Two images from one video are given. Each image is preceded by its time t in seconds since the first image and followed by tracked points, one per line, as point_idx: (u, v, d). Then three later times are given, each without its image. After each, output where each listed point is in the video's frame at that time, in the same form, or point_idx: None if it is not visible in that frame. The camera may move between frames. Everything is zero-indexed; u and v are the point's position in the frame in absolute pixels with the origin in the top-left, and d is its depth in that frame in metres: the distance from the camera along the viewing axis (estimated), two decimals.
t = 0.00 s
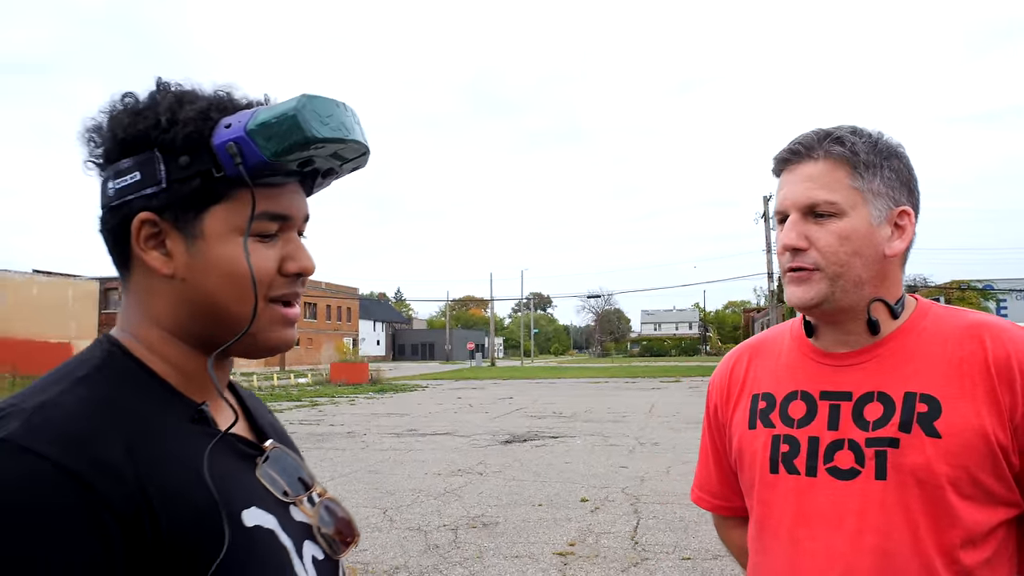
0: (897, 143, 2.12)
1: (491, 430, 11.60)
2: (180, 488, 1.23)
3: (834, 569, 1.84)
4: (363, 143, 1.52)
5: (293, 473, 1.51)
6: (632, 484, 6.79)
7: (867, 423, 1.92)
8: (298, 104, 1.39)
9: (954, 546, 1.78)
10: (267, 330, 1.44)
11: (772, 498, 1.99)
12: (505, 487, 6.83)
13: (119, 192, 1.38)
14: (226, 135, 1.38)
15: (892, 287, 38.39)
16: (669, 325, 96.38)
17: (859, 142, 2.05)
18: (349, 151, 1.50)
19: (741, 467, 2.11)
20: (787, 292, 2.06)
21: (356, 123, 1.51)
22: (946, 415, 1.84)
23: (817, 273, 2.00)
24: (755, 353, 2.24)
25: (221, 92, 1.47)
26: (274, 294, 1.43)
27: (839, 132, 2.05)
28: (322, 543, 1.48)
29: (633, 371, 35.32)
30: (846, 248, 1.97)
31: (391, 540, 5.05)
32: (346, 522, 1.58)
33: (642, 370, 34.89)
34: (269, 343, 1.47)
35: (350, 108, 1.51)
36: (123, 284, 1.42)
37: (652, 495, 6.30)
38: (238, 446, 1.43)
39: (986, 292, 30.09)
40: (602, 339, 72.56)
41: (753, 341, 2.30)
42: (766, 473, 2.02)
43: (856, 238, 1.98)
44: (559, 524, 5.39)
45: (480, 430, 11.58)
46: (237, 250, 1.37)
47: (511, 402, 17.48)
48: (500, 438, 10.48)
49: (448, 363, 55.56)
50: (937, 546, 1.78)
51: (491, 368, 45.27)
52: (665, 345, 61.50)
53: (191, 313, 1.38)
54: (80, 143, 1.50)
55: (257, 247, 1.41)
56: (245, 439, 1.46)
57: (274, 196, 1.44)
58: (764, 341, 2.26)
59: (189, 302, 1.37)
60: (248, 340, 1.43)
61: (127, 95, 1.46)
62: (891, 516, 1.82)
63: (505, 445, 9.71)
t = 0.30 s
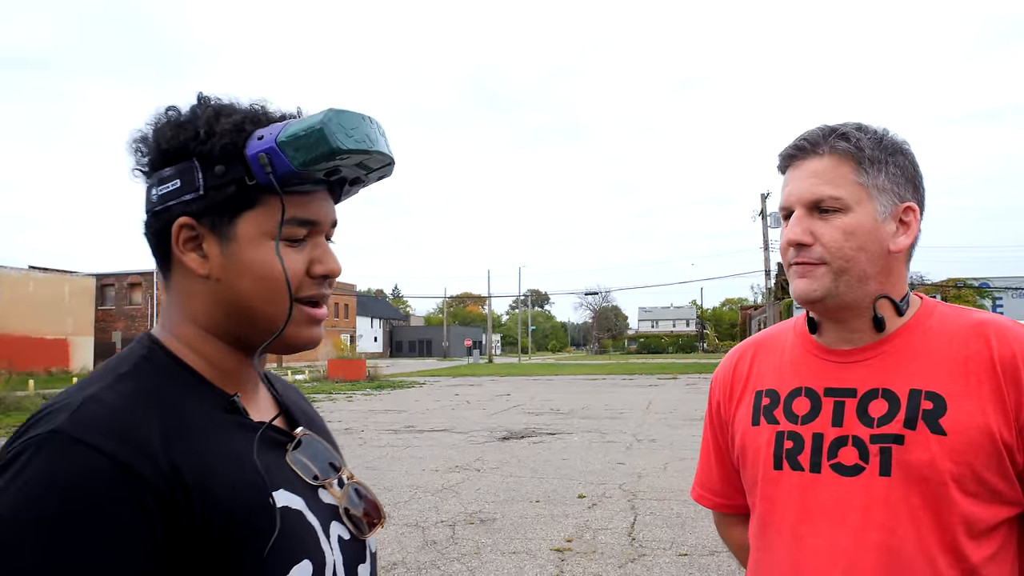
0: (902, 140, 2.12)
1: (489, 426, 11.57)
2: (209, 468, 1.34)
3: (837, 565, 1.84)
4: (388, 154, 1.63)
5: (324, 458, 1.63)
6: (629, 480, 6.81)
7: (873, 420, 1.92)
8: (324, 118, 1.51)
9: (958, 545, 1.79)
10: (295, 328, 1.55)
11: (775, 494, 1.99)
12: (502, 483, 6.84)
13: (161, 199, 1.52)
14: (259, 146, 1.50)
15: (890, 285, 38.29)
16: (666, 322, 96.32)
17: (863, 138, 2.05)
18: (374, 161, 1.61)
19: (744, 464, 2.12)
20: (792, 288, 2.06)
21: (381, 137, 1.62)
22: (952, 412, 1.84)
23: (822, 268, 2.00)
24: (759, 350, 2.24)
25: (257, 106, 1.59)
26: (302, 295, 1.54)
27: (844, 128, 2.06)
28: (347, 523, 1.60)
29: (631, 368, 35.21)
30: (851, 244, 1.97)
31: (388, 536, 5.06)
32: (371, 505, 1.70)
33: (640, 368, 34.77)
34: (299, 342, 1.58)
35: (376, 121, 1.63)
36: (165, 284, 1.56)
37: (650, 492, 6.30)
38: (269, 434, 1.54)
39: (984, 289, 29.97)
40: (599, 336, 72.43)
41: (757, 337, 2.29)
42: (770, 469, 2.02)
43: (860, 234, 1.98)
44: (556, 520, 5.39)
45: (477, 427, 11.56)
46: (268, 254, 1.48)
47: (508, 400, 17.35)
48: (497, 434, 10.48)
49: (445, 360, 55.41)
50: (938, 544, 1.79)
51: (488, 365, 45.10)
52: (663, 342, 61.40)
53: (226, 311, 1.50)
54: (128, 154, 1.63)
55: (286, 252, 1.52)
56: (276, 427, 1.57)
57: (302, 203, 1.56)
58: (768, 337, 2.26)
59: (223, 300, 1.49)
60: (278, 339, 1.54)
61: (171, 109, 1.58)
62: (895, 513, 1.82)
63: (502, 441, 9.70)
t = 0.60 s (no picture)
0: (914, 136, 2.10)
1: (497, 424, 11.59)
2: (224, 467, 1.41)
3: (849, 566, 1.83)
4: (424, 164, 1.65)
5: (361, 466, 1.67)
6: (637, 479, 6.79)
7: (886, 421, 1.91)
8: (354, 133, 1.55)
9: (973, 547, 1.78)
10: (336, 332, 1.61)
11: (788, 495, 1.99)
12: (510, 481, 6.85)
13: (217, 211, 1.63)
14: (297, 160, 1.57)
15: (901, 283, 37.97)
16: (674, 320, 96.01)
17: (873, 135, 2.03)
18: (411, 171, 1.64)
19: (757, 464, 2.11)
20: (804, 287, 2.05)
21: (417, 146, 1.64)
22: (967, 413, 1.83)
23: (833, 267, 1.98)
24: (772, 350, 2.23)
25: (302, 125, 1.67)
26: (342, 302, 1.59)
27: (852, 126, 2.04)
28: (377, 528, 1.60)
29: (638, 366, 35.06)
30: (861, 242, 1.96)
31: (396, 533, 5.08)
32: (406, 515, 1.69)
33: (647, 366, 34.63)
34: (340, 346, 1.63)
35: (413, 132, 1.64)
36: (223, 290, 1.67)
37: (658, 490, 6.29)
38: (305, 436, 1.58)
39: (995, 288, 29.66)
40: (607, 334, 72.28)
41: (771, 336, 2.28)
42: (783, 470, 2.01)
43: (870, 232, 1.96)
44: (564, 519, 5.39)
45: (485, 425, 11.57)
46: (307, 262, 1.55)
47: (516, 398, 17.33)
48: (505, 432, 10.48)
49: (452, 358, 55.41)
50: (952, 546, 1.78)
51: (495, 362, 45.06)
52: (670, 340, 61.20)
53: (271, 316, 1.58)
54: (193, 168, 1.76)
55: (326, 260, 1.57)
56: (315, 430, 1.61)
57: (343, 212, 1.61)
58: (781, 337, 2.25)
59: (268, 306, 1.58)
60: (321, 343, 1.62)
61: (227, 125, 1.68)
62: (909, 514, 1.81)
63: (510, 439, 9.70)
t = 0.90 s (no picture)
0: (910, 130, 2.08)
1: (498, 423, 11.59)
2: (225, 454, 1.43)
3: (850, 566, 1.82)
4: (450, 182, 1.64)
5: (371, 471, 1.66)
6: (638, 477, 6.78)
7: (886, 421, 1.90)
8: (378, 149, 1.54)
9: (972, 546, 1.77)
10: (355, 342, 1.60)
11: (787, 494, 1.98)
12: (512, 479, 6.85)
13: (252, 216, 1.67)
14: (324, 173, 1.58)
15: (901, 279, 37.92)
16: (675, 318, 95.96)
17: (869, 130, 2.02)
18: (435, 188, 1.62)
19: (755, 463, 2.10)
20: (800, 285, 2.04)
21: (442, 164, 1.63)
22: (967, 412, 1.82)
23: (828, 264, 1.97)
24: (768, 347, 2.23)
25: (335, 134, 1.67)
26: (363, 312, 1.59)
27: (848, 121, 2.03)
28: (377, 535, 1.57)
29: (638, 363, 35.15)
30: (857, 239, 1.94)
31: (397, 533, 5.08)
32: (410, 525, 1.66)
33: (647, 364, 34.66)
34: (360, 355, 1.62)
35: (440, 149, 1.63)
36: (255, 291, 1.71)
37: (659, 488, 6.28)
38: (312, 435, 1.58)
39: (995, 284, 29.58)
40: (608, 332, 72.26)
41: (767, 332, 2.28)
42: (782, 470, 2.00)
43: (866, 228, 1.95)
44: (565, 517, 5.39)
45: (486, 423, 11.57)
46: (329, 271, 1.55)
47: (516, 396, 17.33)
48: (506, 431, 10.48)
49: (453, 357, 55.43)
50: (954, 546, 1.77)
51: (496, 360, 45.08)
52: (671, 338, 61.18)
53: (295, 321, 1.60)
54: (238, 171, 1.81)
55: (348, 271, 1.57)
56: (327, 431, 1.61)
57: (368, 226, 1.60)
58: (778, 333, 2.24)
59: (291, 311, 1.59)
60: (339, 351, 1.61)
61: (269, 133, 1.71)
62: (909, 514, 1.80)
63: (511, 438, 9.71)
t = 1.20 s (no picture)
0: (898, 136, 2.09)
1: (496, 426, 11.58)
2: (216, 459, 1.43)
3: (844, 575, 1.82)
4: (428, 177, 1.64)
5: (359, 476, 1.66)
6: (636, 481, 6.77)
7: (877, 427, 1.90)
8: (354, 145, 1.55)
9: (965, 553, 1.77)
10: (335, 343, 1.60)
11: (778, 501, 1.97)
12: (509, 484, 6.83)
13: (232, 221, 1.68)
14: (301, 173, 1.59)
15: (901, 283, 37.87)
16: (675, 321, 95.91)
17: (858, 137, 2.02)
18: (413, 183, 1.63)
19: (743, 469, 2.10)
20: (789, 291, 2.04)
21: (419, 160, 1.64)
22: (959, 419, 1.82)
23: (819, 271, 1.97)
24: (755, 351, 2.22)
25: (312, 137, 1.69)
26: (344, 312, 1.59)
27: (836, 127, 2.03)
28: (365, 541, 1.57)
29: (638, 367, 35.01)
30: (847, 246, 1.95)
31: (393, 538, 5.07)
32: (397, 532, 1.66)
33: (647, 367, 34.55)
34: (342, 356, 1.62)
35: (417, 146, 1.64)
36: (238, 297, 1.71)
37: (657, 492, 6.28)
38: (302, 439, 1.58)
39: (994, 288, 29.57)
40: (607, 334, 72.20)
41: (753, 336, 2.27)
42: (773, 478, 2.00)
43: (856, 235, 1.95)
44: (563, 521, 5.38)
45: (484, 426, 11.55)
46: (307, 271, 1.56)
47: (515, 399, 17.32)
48: (504, 434, 10.47)
49: (452, 359, 55.34)
50: (948, 553, 1.77)
51: (495, 363, 45.01)
52: (671, 341, 61.14)
53: (275, 323, 1.60)
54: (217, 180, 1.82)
55: (327, 270, 1.57)
56: (316, 435, 1.61)
57: (345, 224, 1.60)
58: (765, 338, 2.24)
59: (271, 313, 1.59)
60: (321, 352, 1.61)
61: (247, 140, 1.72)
62: (902, 522, 1.80)
63: (509, 441, 9.70)
